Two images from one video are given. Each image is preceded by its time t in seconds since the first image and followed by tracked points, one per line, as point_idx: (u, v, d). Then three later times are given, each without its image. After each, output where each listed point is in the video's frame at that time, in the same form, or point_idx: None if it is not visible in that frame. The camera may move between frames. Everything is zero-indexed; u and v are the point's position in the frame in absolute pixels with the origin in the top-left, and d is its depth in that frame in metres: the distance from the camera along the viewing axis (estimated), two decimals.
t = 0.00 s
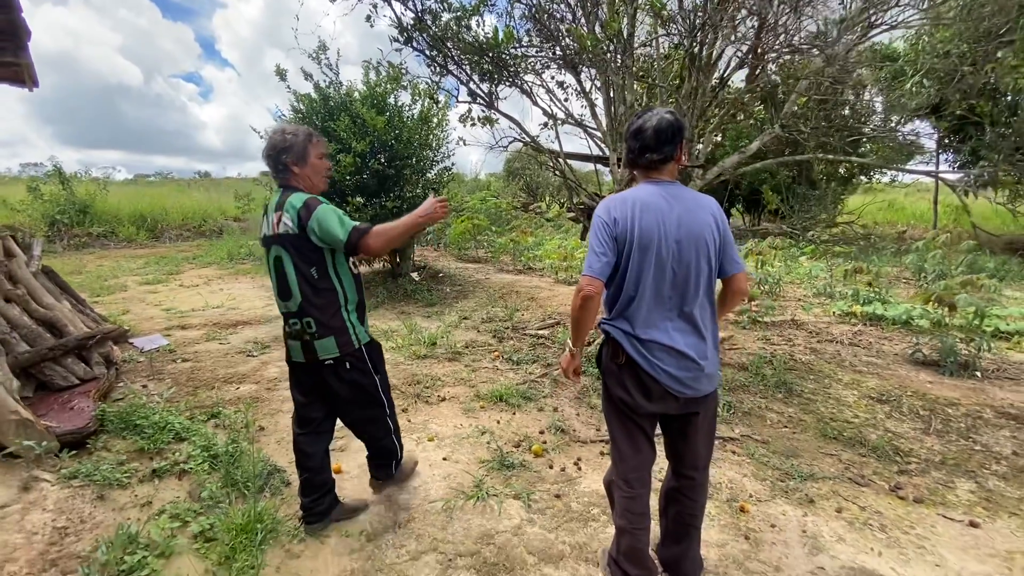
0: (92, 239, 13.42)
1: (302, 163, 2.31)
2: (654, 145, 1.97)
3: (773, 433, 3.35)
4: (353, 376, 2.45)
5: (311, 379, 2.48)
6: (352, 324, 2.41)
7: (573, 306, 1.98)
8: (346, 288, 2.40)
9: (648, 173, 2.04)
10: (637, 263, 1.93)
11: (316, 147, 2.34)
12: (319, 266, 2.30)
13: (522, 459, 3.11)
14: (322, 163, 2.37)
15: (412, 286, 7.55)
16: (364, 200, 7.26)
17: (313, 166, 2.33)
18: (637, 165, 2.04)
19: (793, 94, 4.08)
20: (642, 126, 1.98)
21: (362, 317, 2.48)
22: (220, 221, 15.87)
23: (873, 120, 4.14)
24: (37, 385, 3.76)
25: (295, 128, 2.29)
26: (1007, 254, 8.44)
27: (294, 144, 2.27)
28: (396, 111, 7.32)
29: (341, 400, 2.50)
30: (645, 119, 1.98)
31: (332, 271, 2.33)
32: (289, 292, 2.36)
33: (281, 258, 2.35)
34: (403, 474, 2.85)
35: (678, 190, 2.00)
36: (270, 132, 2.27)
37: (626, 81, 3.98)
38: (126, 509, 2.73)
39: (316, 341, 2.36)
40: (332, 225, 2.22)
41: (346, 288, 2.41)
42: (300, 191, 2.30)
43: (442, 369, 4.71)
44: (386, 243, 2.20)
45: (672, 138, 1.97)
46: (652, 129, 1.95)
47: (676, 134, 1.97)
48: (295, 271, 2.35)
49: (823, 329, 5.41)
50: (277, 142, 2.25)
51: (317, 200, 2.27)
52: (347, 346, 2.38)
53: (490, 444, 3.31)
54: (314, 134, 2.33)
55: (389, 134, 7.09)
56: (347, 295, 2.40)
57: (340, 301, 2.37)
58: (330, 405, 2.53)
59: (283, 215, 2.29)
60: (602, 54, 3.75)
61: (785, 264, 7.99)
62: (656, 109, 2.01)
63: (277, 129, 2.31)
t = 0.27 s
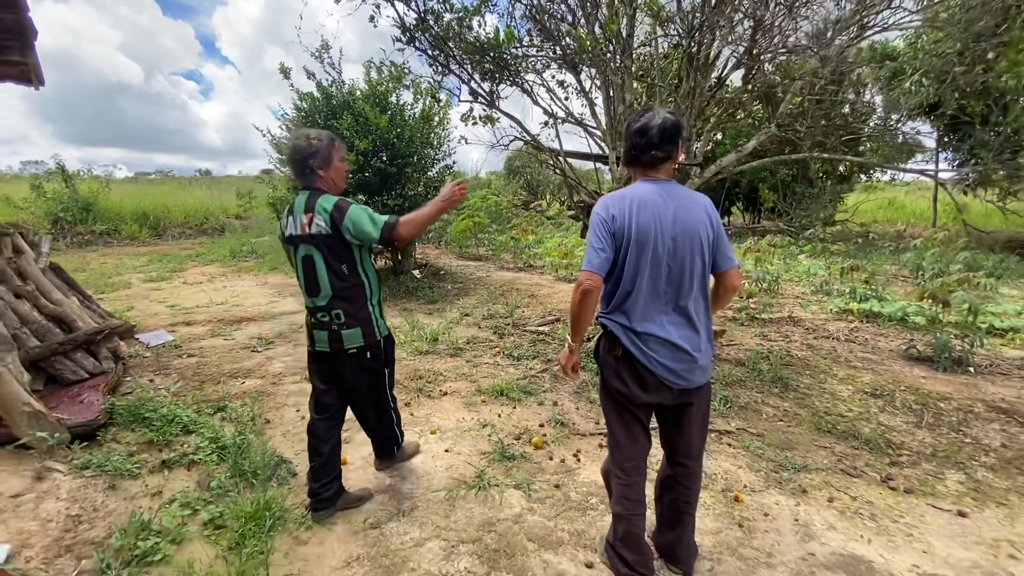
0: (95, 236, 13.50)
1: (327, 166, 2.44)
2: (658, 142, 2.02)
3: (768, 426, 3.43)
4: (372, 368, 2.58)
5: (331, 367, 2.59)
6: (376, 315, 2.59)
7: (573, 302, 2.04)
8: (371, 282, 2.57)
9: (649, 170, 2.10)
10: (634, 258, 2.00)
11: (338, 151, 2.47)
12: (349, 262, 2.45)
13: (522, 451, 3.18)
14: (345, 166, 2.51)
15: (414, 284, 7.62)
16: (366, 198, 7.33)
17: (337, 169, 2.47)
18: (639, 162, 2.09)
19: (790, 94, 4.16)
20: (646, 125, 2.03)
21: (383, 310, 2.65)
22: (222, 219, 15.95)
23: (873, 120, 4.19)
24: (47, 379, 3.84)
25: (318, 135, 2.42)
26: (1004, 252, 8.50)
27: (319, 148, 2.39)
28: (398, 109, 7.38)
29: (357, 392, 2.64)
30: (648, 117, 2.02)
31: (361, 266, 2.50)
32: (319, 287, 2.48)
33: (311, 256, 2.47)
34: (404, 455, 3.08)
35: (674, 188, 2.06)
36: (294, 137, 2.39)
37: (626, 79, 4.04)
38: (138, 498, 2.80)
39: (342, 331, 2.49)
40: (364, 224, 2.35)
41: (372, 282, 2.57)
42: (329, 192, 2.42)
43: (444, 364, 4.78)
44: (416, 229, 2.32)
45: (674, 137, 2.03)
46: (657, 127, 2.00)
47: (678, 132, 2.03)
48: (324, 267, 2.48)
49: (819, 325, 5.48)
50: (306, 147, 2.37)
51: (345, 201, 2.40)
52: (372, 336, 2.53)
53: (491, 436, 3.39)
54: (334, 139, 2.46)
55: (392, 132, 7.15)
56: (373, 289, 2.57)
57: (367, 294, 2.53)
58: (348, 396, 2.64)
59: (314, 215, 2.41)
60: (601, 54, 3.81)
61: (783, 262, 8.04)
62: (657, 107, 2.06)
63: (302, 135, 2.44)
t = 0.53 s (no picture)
0: (96, 235, 13.51)
1: (350, 166, 2.55)
2: (664, 142, 2.05)
3: (768, 423, 3.46)
4: (393, 353, 2.69)
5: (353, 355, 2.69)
6: (397, 304, 2.71)
7: (577, 301, 2.06)
8: (392, 273, 2.70)
9: (650, 170, 2.14)
10: (637, 257, 2.03)
11: (361, 152, 2.58)
12: (372, 255, 2.56)
13: (524, 448, 3.22)
14: (366, 165, 2.61)
15: (415, 282, 7.65)
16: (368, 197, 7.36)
17: (359, 169, 2.57)
18: (644, 161, 2.11)
19: (790, 94, 4.18)
20: (652, 125, 2.04)
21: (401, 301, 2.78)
22: (222, 217, 15.97)
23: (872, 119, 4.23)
24: (53, 376, 3.87)
25: (342, 137, 2.53)
26: (1003, 251, 8.54)
27: (343, 149, 2.50)
28: (399, 108, 7.40)
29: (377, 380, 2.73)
30: (654, 118, 2.04)
31: (383, 258, 2.61)
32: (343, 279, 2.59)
33: (336, 250, 2.58)
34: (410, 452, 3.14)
35: (675, 188, 2.10)
36: (319, 138, 2.50)
37: (627, 79, 4.07)
38: (145, 494, 2.83)
39: (366, 319, 2.60)
40: (385, 221, 2.44)
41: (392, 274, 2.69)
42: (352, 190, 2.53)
43: (446, 362, 4.81)
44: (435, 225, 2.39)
45: (677, 137, 2.06)
46: (663, 128, 2.02)
47: (681, 132, 2.06)
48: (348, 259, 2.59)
49: (818, 324, 5.52)
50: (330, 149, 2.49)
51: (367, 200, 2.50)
52: (394, 324, 2.64)
53: (494, 433, 3.43)
54: (357, 141, 2.58)
55: (393, 131, 7.17)
56: (394, 280, 2.70)
57: (389, 284, 2.65)
58: (368, 381, 2.73)
59: (338, 212, 2.51)
60: (603, 55, 3.84)
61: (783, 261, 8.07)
62: (660, 108, 2.08)
63: (325, 138, 2.58)
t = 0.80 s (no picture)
0: (95, 233, 13.50)
1: (360, 165, 2.66)
2: (665, 143, 2.06)
3: (769, 421, 3.48)
4: (397, 346, 2.80)
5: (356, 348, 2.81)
6: (402, 301, 2.82)
7: (582, 302, 2.06)
8: (398, 269, 2.80)
9: (649, 171, 2.16)
10: (643, 257, 2.04)
11: (373, 150, 2.68)
12: (378, 250, 2.67)
13: (526, 446, 3.24)
14: (377, 165, 2.71)
15: (416, 281, 7.66)
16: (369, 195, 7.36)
17: (369, 167, 2.68)
18: (646, 162, 2.12)
19: (792, 94, 4.18)
20: (653, 127, 2.06)
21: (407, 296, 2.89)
22: (222, 215, 15.96)
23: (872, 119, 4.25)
24: (57, 374, 3.88)
25: (355, 136, 2.64)
26: (1002, 250, 8.56)
27: (354, 149, 2.61)
28: (400, 107, 7.40)
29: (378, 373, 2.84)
30: (655, 118, 2.05)
31: (389, 254, 2.72)
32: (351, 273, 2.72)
33: (345, 245, 2.71)
34: (413, 450, 3.15)
35: (680, 188, 2.11)
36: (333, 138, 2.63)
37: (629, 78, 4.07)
38: (150, 492, 2.84)
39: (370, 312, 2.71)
40: (389, 221, 2.56)
41: (398, 269, 2.79)
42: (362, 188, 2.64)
43: (447, 361, 4.83)
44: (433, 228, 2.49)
45: (679, 138, 2.07)
46: (664, 129, 2.04)
47: (683, 133, 2.06)
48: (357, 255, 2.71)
49: (818, 323, 5.54)
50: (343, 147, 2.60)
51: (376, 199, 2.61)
52: (397, 318, 2.76)
53: (496, 432, 3.44)
54: (369, 140, 2.68)
55: (394, 130, 7.17)
56: (399, 276, 2.80)
57: (395, 279, 2.76)
58: (373, 372, 2.85)
59: (347, 209, 2.63)
60: (605, 55, 3.84)
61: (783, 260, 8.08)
62: (662, 109, 2.09)
63: (340, 137, 2.70)
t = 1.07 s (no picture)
0: (93, 231, 13.46)
1: (358, 164, 2.78)
2: (666, 143, 2.07)
3: (769, 419, 3.50)
4: (391, 341, 2.91)
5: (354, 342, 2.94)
6: (395, 297, 2.90)
7: (583, 301, 2.07)
8: (393, 266, 2.88)
9: (647, 168, 2.17)
10: (643, 256, 2.05)
11: (371, 149, 2.80)
12: (370, 248, 2.78)
13: (527, 444, 3.25)
14: (375, 164, 2.84)
15: (415, 280, 7.65)
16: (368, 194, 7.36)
17: (366, 166, 2.80)
18: (646, 161, 2.13)
19: (791, 93, 4.18)
20: (653, 126, 2.06)
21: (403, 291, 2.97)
22: (220, 214, 15.93)
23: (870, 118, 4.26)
24: (56, 373, 3.87)
25: (354, 135, 2.77)
26: (1000, 249, 8.59)
27: (351, 148, 2.75)
28: (399, 106, 7.39)
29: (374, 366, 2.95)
30: (655, 118, 2.06)
31: (383, 251, 2.81)
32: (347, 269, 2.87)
33: (343, 242, 2.86)
34: (414, 447, 3.17)
35: (681, 187, 2.12)
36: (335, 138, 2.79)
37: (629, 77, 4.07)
38: (151, 490, 2.84)
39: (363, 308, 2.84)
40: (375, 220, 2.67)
41: (392, 266, 2.87)
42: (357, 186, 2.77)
43: (447, 359, 4.83)
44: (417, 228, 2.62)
45: (680, 137, 2.07)
46: (664, 129, 2.04)
47: (683, 133, 2.07)
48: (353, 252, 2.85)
49: (817, 321, 5.56)
50: (342, 146, 2.75)
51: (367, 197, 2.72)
52: (390, 314, 2.88)
53: (497, 430, 3.45)
54: (368, 139, 2.80)
55: (393, 128, 7.16)
56: (393, 273, 2.87)
57: (388, 277, 2.84)
58: (368, 365, 3.00)
59: (342, 206, 2.77)
60: (605, 54, 3.85)
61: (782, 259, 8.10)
62: (662, 108, 2.10)
63: (342, 136, 2.84)
